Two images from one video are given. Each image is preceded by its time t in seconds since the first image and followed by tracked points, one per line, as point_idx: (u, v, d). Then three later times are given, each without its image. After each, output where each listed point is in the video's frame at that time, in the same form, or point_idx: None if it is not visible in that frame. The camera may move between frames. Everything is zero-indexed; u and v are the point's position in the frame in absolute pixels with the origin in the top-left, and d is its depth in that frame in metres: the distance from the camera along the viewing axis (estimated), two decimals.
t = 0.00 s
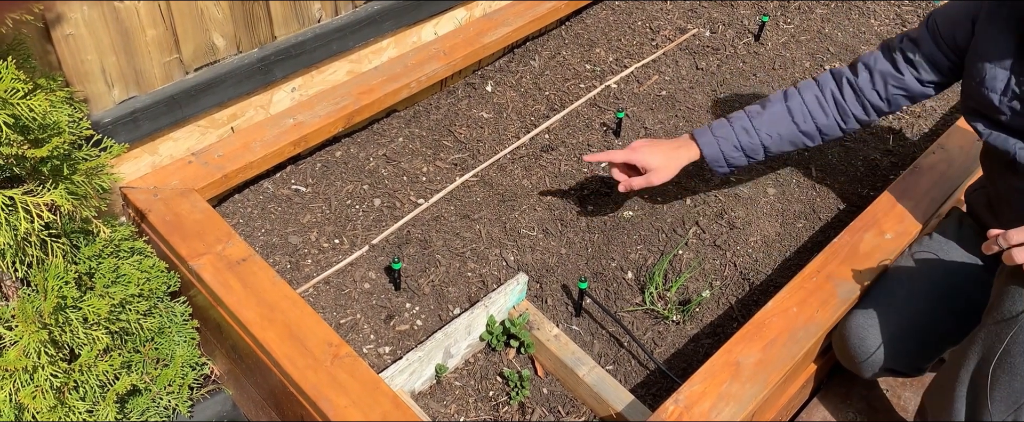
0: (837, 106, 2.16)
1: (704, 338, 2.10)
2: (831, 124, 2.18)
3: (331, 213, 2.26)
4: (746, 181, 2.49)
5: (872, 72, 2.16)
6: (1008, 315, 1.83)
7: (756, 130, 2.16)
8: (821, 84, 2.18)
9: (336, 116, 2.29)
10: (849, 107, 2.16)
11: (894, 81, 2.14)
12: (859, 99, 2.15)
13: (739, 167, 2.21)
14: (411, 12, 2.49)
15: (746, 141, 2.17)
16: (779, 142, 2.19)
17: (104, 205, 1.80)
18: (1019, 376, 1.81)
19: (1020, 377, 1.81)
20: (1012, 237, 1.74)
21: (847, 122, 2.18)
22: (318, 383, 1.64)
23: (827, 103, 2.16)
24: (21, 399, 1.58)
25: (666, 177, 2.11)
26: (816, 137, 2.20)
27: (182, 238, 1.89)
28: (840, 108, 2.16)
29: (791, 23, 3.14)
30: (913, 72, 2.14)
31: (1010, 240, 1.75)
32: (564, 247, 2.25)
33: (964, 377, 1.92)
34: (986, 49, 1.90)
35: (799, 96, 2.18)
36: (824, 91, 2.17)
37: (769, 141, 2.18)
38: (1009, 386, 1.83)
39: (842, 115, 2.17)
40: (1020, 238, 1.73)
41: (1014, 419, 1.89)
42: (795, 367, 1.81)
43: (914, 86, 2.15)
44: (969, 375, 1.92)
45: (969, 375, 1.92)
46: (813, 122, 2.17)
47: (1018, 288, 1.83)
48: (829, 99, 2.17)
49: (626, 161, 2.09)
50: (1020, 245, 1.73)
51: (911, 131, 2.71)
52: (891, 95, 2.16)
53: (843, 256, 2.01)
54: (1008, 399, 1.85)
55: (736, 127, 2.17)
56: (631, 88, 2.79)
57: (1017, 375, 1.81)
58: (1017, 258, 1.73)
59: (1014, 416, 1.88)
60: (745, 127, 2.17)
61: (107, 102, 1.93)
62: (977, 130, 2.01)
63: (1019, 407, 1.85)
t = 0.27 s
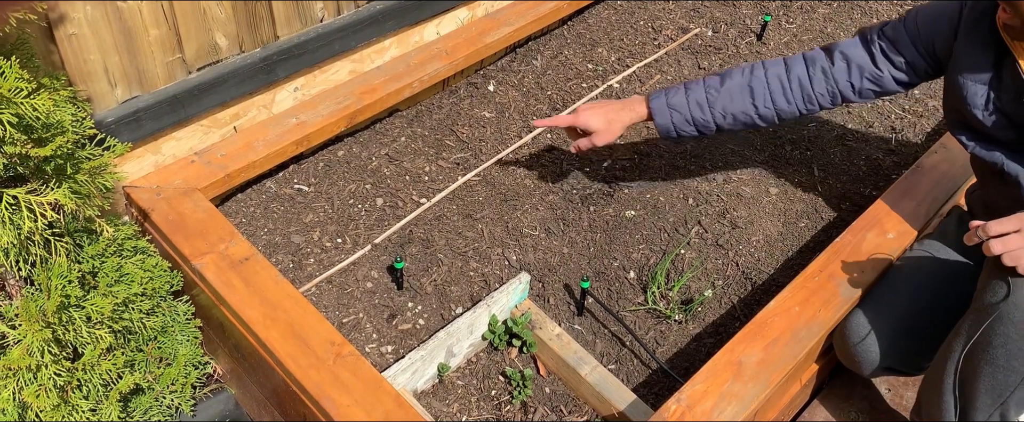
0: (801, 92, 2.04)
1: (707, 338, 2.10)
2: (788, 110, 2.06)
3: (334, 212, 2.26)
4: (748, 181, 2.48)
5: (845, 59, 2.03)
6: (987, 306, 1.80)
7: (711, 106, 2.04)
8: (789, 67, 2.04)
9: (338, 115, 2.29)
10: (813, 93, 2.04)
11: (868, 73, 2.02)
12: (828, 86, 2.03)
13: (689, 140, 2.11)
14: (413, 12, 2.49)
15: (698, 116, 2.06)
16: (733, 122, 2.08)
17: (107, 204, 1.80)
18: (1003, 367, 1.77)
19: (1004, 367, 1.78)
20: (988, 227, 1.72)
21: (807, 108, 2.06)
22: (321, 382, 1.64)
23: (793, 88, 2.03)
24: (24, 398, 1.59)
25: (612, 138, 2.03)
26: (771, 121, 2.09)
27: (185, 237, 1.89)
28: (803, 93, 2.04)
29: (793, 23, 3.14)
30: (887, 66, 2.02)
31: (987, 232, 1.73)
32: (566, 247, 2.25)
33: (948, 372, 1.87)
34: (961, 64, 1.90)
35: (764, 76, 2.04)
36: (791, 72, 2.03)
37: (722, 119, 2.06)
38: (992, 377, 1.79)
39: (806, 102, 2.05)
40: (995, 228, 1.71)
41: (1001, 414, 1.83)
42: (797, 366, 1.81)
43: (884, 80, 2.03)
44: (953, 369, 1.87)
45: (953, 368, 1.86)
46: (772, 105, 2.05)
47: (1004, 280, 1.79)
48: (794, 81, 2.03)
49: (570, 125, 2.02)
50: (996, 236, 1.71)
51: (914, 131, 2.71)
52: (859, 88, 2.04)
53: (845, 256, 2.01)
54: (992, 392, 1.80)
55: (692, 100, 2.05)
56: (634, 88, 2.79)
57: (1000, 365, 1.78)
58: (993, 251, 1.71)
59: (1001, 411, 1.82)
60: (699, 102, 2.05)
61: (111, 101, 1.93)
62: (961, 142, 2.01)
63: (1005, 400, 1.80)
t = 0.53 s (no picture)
0: (779, 104, 2.08)
1: (708, 337, 2.10)
2: (766, 122, 2.10)
3: (336, 212, 2.26)
4: (750, 180, 2.48)
5: (824, 72, 2.06)
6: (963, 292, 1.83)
7: (689, 118, 2.08)
8: (768, 79, 2.07)
9: (340, 115, 2.29)
10: (792, 106, 2.08)
11: (847, 87, 2.06)
12: (807, 99, 2.07)
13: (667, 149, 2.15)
14: (414, 12, 2.49)
15: (676, 127, 2.09)
16: (710, 133, 2.12)
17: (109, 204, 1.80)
18: (981, 351, 1.76)
19: (983, 352, 1.76)
20: (958, 210, 1.79)
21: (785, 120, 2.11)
22: (323, 381, 1.64)
23: (771, 100, 2.07)
24: (27, 397, 1.59)
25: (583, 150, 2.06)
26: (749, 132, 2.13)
27: (187, 237, 1.90)
28: (782, 107, 2.08)
29: (794, 23, 3.14)
30: (865, 80, 2.06)
31: (959, 214, 1.79)
32: (568, 246, 2.25)
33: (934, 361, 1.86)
34: (941, 77, 1.92)
35: (743, 87, 2.07)
36: (771, 85, 2.06)
37: (700, 129, 2.10)
38: (973, 362, 1.78)
39: (784, 115, 2.09)
40: (966, 211, 1.77)
41: (988, 403, 1.78)
42: (799, 365, 1.81)
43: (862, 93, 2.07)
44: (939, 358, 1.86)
45: (938, 358, 1.86)
46: (750, 117, 2.08)
47: (975, 265, 1.83)
48: (774, 94, 2.06)
49: (543, 137, 2.05)
50: (966, 218, 1.77)
51: (916, 131, 2.71)
52: (836, 101, 2.08)
53: (847, 255, 2.01)
54: (975, 379, 1.78)
55: (670, 112, 2.08)
56: (635, 87, 2.79)
57: (979, 349, 1.77)
58: (962, 232, 1.76)
59: (987, 399, 1.77)
60: (678, 114, 2.08)
61: (112, 101, 1.93)
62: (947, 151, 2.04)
63: (990, 387, 1.77)
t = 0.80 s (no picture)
0: (770, 105, 2.06)
1: (710, 337, 2.10)
2: (756, 120, 2.08)
3: (338, 211, 2.26)
4: (751, 180, 2.49)
5: (815, 72, 2.04)
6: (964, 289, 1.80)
7: (683, 113, 2.07)
8: (760, 79, 2.05)
9: (342, 115, 2.29)
10: (782, 105, 2.06)
11: (837, 88, 2.03)
12: (796, 98, 2.05)
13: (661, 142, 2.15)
14: (416, 12, 2.50)
15: (670, 122, 2.08)
16: (703, 129, 2.10)
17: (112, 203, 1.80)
18: (981, 349, 1.76)
19: (983, 350, 1.76)
20: (959, 206, 1.78)
21: (774, 119, 2.09)
22: (326, 381, 1.64)
23: (762, 99, 2.05)
24: (30, 396, 1.59)
25: (584, 141, 2.09)
26: (740, 129, 2.11)
27: (190, 237, 1.90)
28: (772, 105, 2.06)
29: (796, 22, 3.14)
30: (857, 83, 2.04)
31: (959, 210, 1.78)
32: (570, 246, 2.25)
33: (935, 358, 1.85)
34: (934, 83, 1.92)
35: (735, 85, 2.05)
36: (763, 83, 2.05)
37: (693, 125, 2.09)
38: (973, 361, 1.78)
39: (773, 113, 2.08)
40: (966, 208, 1.76)
41: (988, 399, 1.81)
42: (801, 365, 1.81)
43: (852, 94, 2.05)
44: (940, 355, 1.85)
45: (940, 355, 1.85)
46: (741, 114, 2.07)
47: (976, 261, 1.80)
48: (764, 93, 2.05)
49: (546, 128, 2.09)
50: (966, 215, 1.76)
51: (918, 130, 2.71)
52: (826, 102, 2.06)
53: (849, 254, 2.01)
54: (976, 377, 1.79)
55: (664, 106, 2.07)
56: (637, 87, 2.79)
57: (978, 348, 1.76)
58: (962, 228, 1.76)
59: (988, 396, 1.80)
60: (672, 109, 2.07)
61: (115, 101, 1.94)
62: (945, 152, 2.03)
63: (990, 385, 1.79)
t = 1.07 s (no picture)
0: (771, 83, 2.22)
1: (711, 337, 2.10)
2: (757, 93, 2.24)
3: (339, 211, 2.26)
4: (752, 179, 2.48)
5: (816, 51, 2.16)
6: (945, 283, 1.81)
7: (693, 81, 2.25)
8: (765, 56, 2.21)
9: (344, 114, 2.29)
10: (779, 81, 2.21)
11: (835, 68, 2.14)
12: (793, 75, 2.19)
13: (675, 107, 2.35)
14: (417, 12, 2.50)
15: (682, 88, 2.28)
16: (712, 99, 2.29)
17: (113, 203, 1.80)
18: (965, 344, 1.76)
19: (966, 345, 1.76)
20: (939, 201, 1.77)
21: (773, 94, 2.24)
22: (327, 381, 1.64)
23: (761, 75, 2.21)
24: (32, 396, 1.59)
25: (615, 99, 2.36)
26: (745, 101, 2.28)
27: (191, 237, 1.90)
28: (770, 81, 2.22)
29: (797, 22, 3.14)
30: (856, 67, 2.12)
31: (938, 205, 1.77)
32: (571, 246, 2.25)
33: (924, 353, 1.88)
34: (934, 75, 1.92)
35: (742, 60, 2.22)
36: (765, 59, 2.21)
37: (700, 94, 2.27)
38: (959, 358, 1.78)
39: (771, 89, 2.23)
40: (945, 202, 1.75)
41: (979, 396, 1.81)
42: (802, 365, 1.81)
43: (851, 77, 2.14)
44: (930, 351, 1.87)
45: (929, 350, 1.87)
46: (744, 88, 2.23)
47: (957, 255, 1.79)
48: (764, 69, 2.21)
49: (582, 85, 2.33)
50: (944, 209, 1.75)
51: (919, 130, 2.70)
52: (826, 84, 2.18)
53: (851, 254, 2.01)
54: (964, 374, 1.79)
55: (679, 72, 2.26)
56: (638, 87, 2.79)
57: (963, 343, 1.76)
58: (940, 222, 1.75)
59: (978, 393, 1.80)
60: (685, 76, 2.26)
61: (116, 101, 1.94)
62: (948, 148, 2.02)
63: (979, 381, 1.78)
